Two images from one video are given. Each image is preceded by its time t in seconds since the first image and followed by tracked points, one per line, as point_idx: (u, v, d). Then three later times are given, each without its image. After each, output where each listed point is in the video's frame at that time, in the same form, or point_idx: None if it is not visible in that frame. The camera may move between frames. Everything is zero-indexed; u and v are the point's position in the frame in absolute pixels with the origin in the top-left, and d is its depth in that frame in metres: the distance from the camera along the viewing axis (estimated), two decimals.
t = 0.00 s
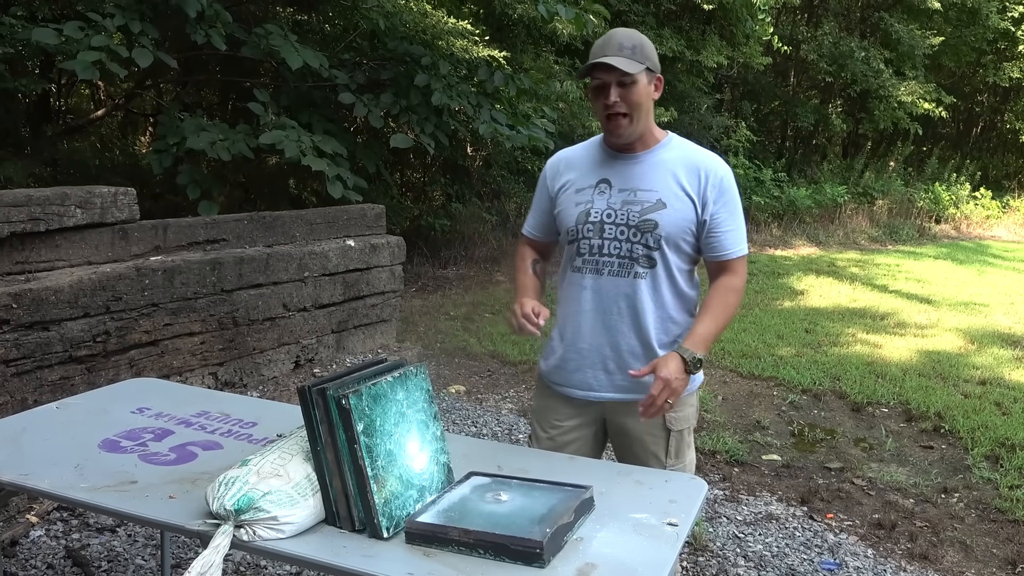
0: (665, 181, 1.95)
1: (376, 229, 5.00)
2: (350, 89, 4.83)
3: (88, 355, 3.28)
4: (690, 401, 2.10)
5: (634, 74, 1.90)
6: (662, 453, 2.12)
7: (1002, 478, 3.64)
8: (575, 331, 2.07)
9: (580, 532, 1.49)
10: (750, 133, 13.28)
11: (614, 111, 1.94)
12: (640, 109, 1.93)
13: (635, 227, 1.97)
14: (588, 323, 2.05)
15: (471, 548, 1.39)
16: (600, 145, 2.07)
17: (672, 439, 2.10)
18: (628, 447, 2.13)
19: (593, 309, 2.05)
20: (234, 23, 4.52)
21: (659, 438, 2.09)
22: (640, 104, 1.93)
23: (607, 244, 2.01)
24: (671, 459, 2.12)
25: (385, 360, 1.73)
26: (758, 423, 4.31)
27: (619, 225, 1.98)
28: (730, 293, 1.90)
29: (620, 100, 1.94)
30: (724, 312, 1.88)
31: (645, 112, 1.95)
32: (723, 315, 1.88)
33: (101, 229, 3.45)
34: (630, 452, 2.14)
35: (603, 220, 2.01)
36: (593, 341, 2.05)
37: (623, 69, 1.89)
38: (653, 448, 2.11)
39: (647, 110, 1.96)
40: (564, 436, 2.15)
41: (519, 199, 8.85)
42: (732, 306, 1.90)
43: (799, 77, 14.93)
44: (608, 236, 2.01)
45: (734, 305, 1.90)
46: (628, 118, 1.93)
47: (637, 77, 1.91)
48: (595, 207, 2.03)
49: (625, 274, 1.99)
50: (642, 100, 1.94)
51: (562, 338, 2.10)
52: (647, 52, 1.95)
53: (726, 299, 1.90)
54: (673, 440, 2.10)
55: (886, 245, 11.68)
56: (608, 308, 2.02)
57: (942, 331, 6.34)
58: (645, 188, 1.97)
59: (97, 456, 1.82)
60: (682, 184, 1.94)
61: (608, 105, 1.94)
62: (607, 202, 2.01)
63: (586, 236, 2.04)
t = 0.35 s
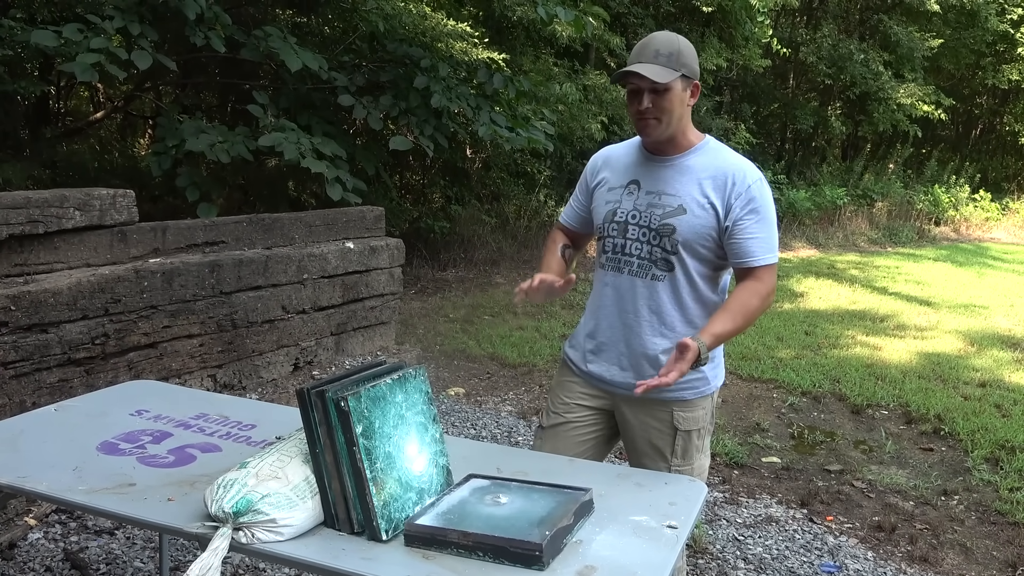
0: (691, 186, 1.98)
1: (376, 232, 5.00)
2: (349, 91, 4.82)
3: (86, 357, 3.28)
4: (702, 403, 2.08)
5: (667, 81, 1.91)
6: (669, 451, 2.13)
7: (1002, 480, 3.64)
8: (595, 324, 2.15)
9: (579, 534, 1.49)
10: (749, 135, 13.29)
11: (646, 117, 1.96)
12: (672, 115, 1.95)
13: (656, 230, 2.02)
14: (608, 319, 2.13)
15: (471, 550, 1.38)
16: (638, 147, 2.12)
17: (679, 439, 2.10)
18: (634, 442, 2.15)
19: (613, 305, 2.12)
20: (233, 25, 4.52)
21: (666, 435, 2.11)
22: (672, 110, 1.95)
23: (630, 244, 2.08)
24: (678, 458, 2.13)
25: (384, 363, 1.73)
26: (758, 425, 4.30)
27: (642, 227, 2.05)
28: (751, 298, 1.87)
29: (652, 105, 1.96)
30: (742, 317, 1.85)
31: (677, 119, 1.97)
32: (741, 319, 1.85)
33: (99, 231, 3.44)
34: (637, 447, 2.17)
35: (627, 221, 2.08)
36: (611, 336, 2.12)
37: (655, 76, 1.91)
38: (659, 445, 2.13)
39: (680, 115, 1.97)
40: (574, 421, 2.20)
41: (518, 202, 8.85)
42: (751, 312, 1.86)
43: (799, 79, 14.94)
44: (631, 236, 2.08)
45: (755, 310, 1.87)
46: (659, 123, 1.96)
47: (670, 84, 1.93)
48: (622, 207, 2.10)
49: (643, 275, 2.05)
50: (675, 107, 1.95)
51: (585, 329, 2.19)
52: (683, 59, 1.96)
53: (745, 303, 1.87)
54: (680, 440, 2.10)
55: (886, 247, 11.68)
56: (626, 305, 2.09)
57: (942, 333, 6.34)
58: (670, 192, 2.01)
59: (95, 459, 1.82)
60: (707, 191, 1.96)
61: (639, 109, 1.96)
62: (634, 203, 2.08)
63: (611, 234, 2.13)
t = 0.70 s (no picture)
0: (685, 184, 2.00)
1: (375, 233, 5.00)
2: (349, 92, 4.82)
3: (86, 357, 3.28)
4: (692, 397, 2.12)
5: (670, 77, 1.97)
6: (664, 450, 2.13)
7: (1000, 483, 3.64)
8: (586, 321, 2.15)
9: (578, 535, 1.48)
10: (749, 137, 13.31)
11: (645, 111, 2.00)
12: (671, 113, 1.99)
13: (649, 225, 2.02)
14: (599, 315, 2.12)
15: (469, 552, 1.38)
16: (630, 146, 2.14)
17: (673, 436, 2.11)
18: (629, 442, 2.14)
19: (604, 301, 2.12)
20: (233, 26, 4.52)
21: (660, 433, 2.11)
22: (671, 108, 1.99)
23: (621, 239, 2.07)
24: (673, 456, 2.14)
25: (383, 364, 1.73)
26: (757, 427, 4.31)
27: (634, 222, 2.05)
28: (736, 288, 1.89)
29: (653, 101, 2.00)
30: (725, 301, 1.85)
31: (675, 117, 2.01)
32: (725, 304, 1.85)
33: (99, 232, 3.44)
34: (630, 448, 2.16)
35: (620, 216, 2.08)
36: (602, 333, 2.12)
37: (662, 71, 1.96)
38: (654, 444, 2.13)
39: (677, 115, 2.02)
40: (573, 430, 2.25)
41: (518, 203, 8.85)
42: (735, 300, 1.88)
43: (799, 82, 14.96)
44: (623, 232, 2.07)
45: (737, 299, 1.88)
46: (658, 118, 1.99)
47: (672, 82, 1.98)
48: (615, 203, 2.10)
49: (635, 270, 2.06)
50: (673, 105, 2.00)
51: (575, 327, 2.19)
52: (686, 62, 2.02)
53: (729, 291, 1.88)
54: (673, 437, 2.11)
55: (885, 249, 11.68)
56: (618, 301, 2.09)
57: (941, 335, 6.34)
58: (663, 189, 2.02)
59: (94, 459, 1.82)
60: (700, 189, 1.99)
61: (641, 104, 2.00)
62: (627, 198, 2.07)
63: (603, 230, 2.12)
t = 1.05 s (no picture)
0: (650, 181, 2.14)
1: (375, 234, 5.00)
2: (350, 93, 4.83)
3: (86, 357, 3.28)
4: (670, 386, 2.25)
5: (631, 79, 2.10)
6: (646, 438, 2.24)
7: (999, 486, 3.64)
8: (566, 321, 2.28)
9: (577, 536, 1.49)
10: (749, 140, 13.32)
11: (610, 112, 2.13)
12: (635, 112, 2.13)
13: (621, 224, 2.16)
14: (577, 314, 2.25)
15: (468, 552, 1.39)
16: (597, 145, 2.26)
17: (655, 425, 2.23)
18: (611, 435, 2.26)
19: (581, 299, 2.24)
20: (234, 27, 4.53)
21: (642, 421, 2.23)
22: (634, 108, 2.13)
23: (596, 239, 2.20)
24: (656, 445, 2.25)
25: (383, 364, 1.73)
26: (756, 429, 4.31)
27: (607, 222, 2.18)
28: (684, 268, 2.00)
29: (616, 102, 2.13)
30: (666, 276, 1.99)
31: (639, 116, 2.14)
32: (669, 280, 1.99)
33: (99, 232, 3.45)
34: (615, 440, 2.27)
35: (593, 217, 2.21)
36: (581, 330, 2.24)
37: (622, 75, 2.10)
38: (637, 434, 2.25)
39: (640, 114, 2.16)
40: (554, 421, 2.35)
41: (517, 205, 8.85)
42: (683, 279, 1.99)
43: (799, 85, 14.98)
44: (597, 231, 2.20)
45: (684, 279, 1.99)
46: (622, 118, 2.12)
47: (633, 84, 2.11)
48: (587, 204, 2.22)
49: (610, 267, 2.20)
50: (636, 105, 2.13)
51: (555, 329, 2.32)
52: (646, 64, 2.16)
53: (675, 269, 2.00)
54: (656, 426, 2.23)
55: (884, 252, 11.68)
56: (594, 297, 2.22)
57: (940, 338, 6.34)
58: (632, 188, 2.15)
59: (94, 458, 1.82)
60: (665, 185, 2.13)
61: (604, 106, 2.14)
62: (598, 199, 2.20)
63: (577, 230, 2.24)
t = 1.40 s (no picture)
0: (616, 185, 2.19)
1: (375, 235, 5.01)
2: (350, 94, 4.84)
3: (87, 358, 3.28)
4: (643, 379, 2.28)
5: (587, 87, 2.14)
6: (621, 432, 2.27)
7: (999, 487, 3.64)
8: (539, 320, 2.33)
9: (577, 537, 1.49)
10: (749, 141, 13.34)
11: (571, 121, 2.17)
12: (595, 118, 2.17)
13: (591, 227, 2.21)
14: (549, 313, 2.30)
15: (469, 552, 1.39)
16: (563, 152, 2.32)
17: (630, 416, 2.26)
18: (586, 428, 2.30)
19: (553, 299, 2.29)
20: (235, 28, 4.54)
21: (616, 413, 2.26)
22: (594, 114, 2.17)
23: (569, 243, 2.25)
24: (632, 439, 2.27)
25: (384, 365, 1.73)
26: (756, 431, 4.32)
27: (578, 227, 2.23)
28: (656, 264, 2.08)
29: (575, 110, 2.17)
30: (640, 271, 2.06)
31: (599, 121, 2.18)
32: (642, 276, 2.06)
33: (101, 233, 3.46)
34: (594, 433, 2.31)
35: (565, 222, 2.25)
36: (553, 328, 2.29)
37: (577, 84, 2.14)
38: (613, 426, 2.27)
39: (601, 119, 2.20)
40: (533, 415, 2.41)
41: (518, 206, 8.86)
42: (655, 274, 2.06)
43: (799, 86, 15.00)
44: (570, 236, 2.25)
45: (656, 274, 2.06)
46: (583, 126, 2.17)
47: (590, 91, 2.15)
48: (558, 210, 2.27)
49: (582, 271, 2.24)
50: (596, 110, 2.17)
51: (529, 328, 2.37)
52: (602, 69, 2.19)
53: (647, 265, 2.07)
54: (631, 417, 2.26)
55: (885, 254, 11.68)
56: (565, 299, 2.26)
57: (940, 340, 6.35)
58: (600, 193, 2.21)
59: (96, 459, 1.83)
60: (630, 189, 2.18)
61: (564, 116, 2.18)
62: (568, 205, 2.25)
63: (550, 236, 2.28)
